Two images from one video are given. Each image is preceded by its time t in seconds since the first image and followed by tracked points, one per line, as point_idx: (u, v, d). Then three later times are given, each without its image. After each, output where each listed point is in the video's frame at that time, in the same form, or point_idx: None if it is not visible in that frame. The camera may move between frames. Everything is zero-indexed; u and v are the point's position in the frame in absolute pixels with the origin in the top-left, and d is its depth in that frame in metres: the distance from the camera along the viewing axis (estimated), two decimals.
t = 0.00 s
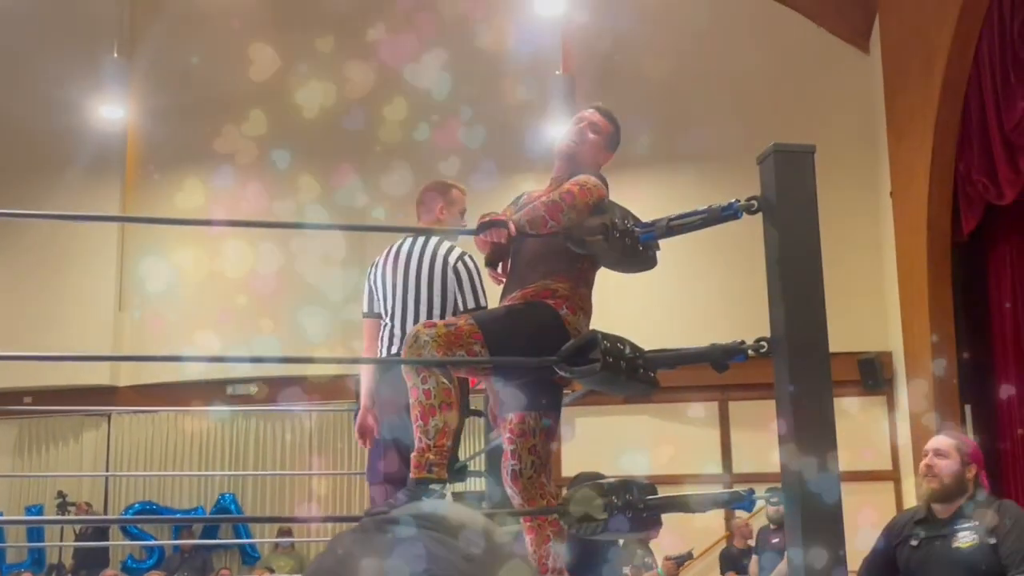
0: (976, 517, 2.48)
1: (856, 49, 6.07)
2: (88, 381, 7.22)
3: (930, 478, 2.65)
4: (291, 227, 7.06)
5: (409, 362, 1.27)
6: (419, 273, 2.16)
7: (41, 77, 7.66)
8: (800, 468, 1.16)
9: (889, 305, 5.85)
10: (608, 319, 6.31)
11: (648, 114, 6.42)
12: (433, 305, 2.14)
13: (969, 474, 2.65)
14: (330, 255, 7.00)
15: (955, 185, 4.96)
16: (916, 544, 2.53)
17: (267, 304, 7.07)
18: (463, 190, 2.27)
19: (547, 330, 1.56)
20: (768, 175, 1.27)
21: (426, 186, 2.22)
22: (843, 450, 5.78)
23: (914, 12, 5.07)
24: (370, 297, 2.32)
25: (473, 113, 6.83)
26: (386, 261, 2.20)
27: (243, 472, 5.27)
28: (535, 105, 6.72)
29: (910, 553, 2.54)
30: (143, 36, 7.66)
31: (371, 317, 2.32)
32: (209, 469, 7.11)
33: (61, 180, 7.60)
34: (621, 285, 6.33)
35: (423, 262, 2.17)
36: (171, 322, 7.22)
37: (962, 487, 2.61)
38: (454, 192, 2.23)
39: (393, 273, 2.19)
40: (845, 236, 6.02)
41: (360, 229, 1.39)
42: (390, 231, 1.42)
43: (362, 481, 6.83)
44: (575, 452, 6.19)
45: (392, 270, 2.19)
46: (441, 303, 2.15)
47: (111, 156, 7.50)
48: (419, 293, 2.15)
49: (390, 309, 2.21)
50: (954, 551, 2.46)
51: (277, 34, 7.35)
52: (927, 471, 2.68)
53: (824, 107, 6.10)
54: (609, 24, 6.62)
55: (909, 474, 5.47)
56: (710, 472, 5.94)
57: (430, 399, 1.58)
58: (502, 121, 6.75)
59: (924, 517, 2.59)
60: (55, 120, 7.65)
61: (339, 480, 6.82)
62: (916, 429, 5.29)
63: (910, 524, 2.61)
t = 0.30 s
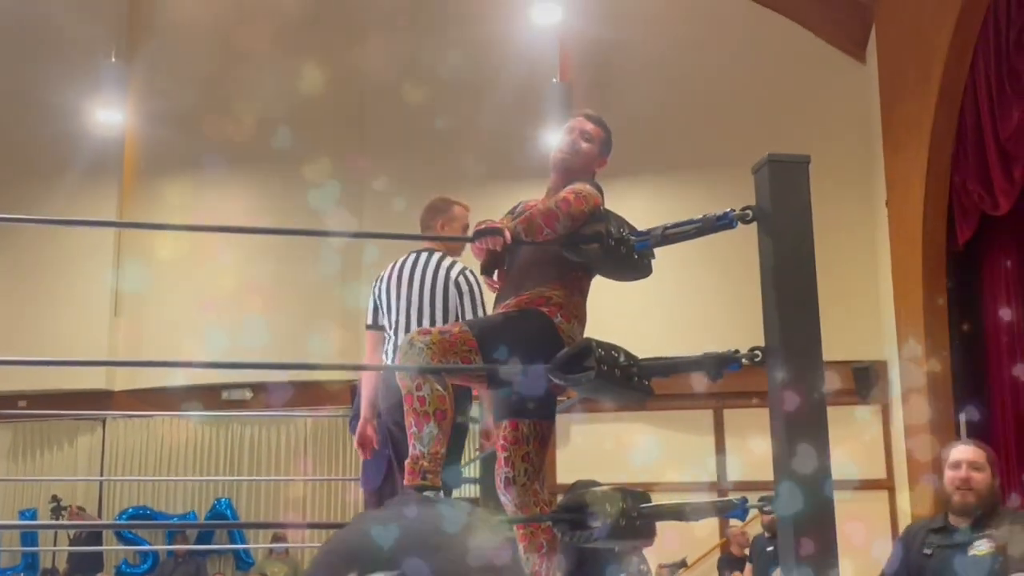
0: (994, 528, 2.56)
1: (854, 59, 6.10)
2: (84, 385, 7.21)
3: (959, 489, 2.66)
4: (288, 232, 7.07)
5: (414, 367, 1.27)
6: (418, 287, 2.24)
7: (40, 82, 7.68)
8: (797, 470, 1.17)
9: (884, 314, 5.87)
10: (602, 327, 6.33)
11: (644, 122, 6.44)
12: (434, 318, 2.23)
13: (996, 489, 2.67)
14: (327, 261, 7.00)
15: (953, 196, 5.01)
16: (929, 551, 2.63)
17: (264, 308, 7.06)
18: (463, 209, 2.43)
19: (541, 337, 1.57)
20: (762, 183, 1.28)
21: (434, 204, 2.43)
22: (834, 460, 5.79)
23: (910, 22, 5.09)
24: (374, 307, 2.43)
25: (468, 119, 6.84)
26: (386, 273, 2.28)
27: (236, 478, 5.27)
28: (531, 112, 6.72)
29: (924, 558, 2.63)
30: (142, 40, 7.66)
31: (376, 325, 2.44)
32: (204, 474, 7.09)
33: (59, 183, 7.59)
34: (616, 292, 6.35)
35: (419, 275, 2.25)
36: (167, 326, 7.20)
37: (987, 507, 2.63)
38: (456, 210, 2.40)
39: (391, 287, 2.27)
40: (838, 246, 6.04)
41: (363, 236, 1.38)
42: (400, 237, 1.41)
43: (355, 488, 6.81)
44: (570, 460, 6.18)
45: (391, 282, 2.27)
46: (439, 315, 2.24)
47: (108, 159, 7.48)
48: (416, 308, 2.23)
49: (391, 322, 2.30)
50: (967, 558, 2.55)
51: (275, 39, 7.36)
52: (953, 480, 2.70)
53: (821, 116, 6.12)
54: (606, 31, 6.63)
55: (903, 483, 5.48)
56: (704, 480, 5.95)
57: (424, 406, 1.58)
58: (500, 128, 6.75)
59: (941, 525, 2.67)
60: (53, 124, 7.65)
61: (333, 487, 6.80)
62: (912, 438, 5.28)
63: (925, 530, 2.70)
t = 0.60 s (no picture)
0: None
1: (856, 70, 6.11)
2: (83, 390, 7.21)
3: (990, 493, 2.69)
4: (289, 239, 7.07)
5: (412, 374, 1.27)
6: (410, 302, 2.32)
7: (43, 88, 7.71)
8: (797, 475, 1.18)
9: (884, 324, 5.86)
10: (602, 335, 6.32)
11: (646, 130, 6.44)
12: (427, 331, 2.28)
13: None
14: (328, 267, 7.00)
15: (954, 207, 5.03)
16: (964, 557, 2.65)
17: (263, 314, 7.05)
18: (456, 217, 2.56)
19: (541, 344, 1.56)
20: (763, 192, 1.29)
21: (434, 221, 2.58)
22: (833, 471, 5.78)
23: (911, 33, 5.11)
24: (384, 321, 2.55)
25: (469, 126, 6.84)
26: (386, 290, 2.39)
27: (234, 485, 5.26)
28: (532, 119, 6.72)
29: (961, 562, 2.66)
30: (144, 46, 7.68)
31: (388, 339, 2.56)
32: (203, 480, 7.09)
33: (59, 188, 7.61)
34: (615, 300, 6.34)
35: (412, 290, 2.34)
36: (166, 331, 7.21)
37: None
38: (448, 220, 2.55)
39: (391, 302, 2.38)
40: (838, 255, 6.03)
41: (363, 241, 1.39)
42: (398, 243, 1.41)
43: (354, 495, 6.79)
44: (569, 468, 6.18)
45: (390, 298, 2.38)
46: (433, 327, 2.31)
47: (109, 165, 7.51)
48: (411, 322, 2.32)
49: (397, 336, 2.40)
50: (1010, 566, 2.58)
51: (278, 45, 7.36)
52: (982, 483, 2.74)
53: (822, 125, 6.13)
54: (608, 40, 6.63)
55: (902, 493, 5.47)
56: (703, 489, 5.94)
57: (424, 412, 1.58)
58: (501, 135, 6.76)
59: (974, 531, 2.70)
60: (55, 129, 7.68)
61: (332, 494, 6.78)
62: (911, 449, 5.26)
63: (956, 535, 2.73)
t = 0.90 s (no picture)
0: None
1: (859, 76, 6.11)
2: (84, 392, 7.21)
3: (1003, 495, 2.63)
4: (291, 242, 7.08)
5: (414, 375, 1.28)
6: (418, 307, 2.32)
7: (47, 89, 7.72)
8: (801, 485, 1.18)
9: (886, 330, 5.86)
10: (603, 338, 6.32)
11: (648, 135, 6.44)
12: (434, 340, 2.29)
13: None
14: (331, 270, 7.01)
15: (957, 213, 5.03)
16: (985, 561, 2.61)
17: (265, 316, 7.05)
18: (464, 224, 2.58)
19: (543, 346, 1.56)
20: (768, 194, 1.29)
21: (436, 223, 2.58)
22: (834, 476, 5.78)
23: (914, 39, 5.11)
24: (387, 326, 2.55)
25: (472, 129, 6.85)
26: (392, 294, 2.39)
27: (235, 487, 5.26)
28: (535, 123, 6.73)
29: (981, 568, 2.61)
30: (147, 47, 7.69)
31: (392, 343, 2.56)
32: (204, 481, 7.09)
33: (61, 189, 7.61)
34: (617, 304, 6.34)
35: (418, 294, 2.34)
36: (168, 333, 7.21)
37: None
38: (455, 227, 2.56)
39: (397, 306, 2.38)
40: (840, 261, 6.03)
41: (369, 244, 1.38)
42: (404, 245, 1.41)
43: (355, 497, 6.79)
44: (570, 473, 6.17)
45: (397, 302, 2.39)
46: (439, 331, 2.31)
47: (113, 166, 7.51)
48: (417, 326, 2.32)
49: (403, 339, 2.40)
50: None
51: (281, 47, 7.37)
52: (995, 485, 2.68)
53: (825, 131, 6.13)
54: (612, 44, 6.64)
55: (904, 500, 5.47)
56: (704, 494, 5.94)
57: (426, 414, 1.58)
58: (504, 139, 6.76)
59: (989, 533, 2.66)
60: (59, 130, 7.69)
61: (334, 496, 6.78)
62: (913, 455, 5.26)
63: (970, 536, 2.68)
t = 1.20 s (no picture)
0: None
1: (862, 79, 6.11)
2: (86, 392, 7.22)
3: (1000, 503, 2.58)
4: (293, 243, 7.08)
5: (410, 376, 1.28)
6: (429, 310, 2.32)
7: (51, 90, 7.73)
8: (802, 487, 1.18)
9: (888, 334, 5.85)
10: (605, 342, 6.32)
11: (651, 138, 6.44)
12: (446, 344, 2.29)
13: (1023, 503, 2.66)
14: (333, 271, 7.01)
15: (958, 218, 5.03)
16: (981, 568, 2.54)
17: (267, 317, 7.06)
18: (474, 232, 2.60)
19: (544, 348, 1.56)
20: (770, 197, 1.29)
21: (447, 229, 2.59)
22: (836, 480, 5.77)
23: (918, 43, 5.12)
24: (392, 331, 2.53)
25: (474, 131, 6.85)
26: (398, 297, 2.39)
27: (235, 489, 5.26)
28: (536, 124, 6.72)
29: None
30: (151, 48, 7.70)
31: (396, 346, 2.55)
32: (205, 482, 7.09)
33: (65, 189, 7.63)
34: (619, 307, 6.35)
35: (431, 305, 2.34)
36: (171, 333, 7.22)
37: None
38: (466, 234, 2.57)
39: (404, 310, 2.37)
40: (842, 265, 6.03)
41: (370, 245, 1.38)
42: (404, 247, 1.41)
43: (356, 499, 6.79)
44: (571, 476, 6.17)
45: (404, 305, 2.38)
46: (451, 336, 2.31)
47: (117, 168, 7.52)
48: (425, 329, 2.32)
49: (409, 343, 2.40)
50: None
51: (284, 50, 7.38)
52: (986, 491, 2.62)
53: (827, 135, 6.13)
54: (614, 48, 6.65)
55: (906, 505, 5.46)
56: (705, 498, 5.94)
57: (428, 416, 1.58)
58: (507, 141, 6.75)
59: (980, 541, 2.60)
60: (62, 131, 7.71)
61: (334, 497, 6.78)
62: (914, 459, 5.25)
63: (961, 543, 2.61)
